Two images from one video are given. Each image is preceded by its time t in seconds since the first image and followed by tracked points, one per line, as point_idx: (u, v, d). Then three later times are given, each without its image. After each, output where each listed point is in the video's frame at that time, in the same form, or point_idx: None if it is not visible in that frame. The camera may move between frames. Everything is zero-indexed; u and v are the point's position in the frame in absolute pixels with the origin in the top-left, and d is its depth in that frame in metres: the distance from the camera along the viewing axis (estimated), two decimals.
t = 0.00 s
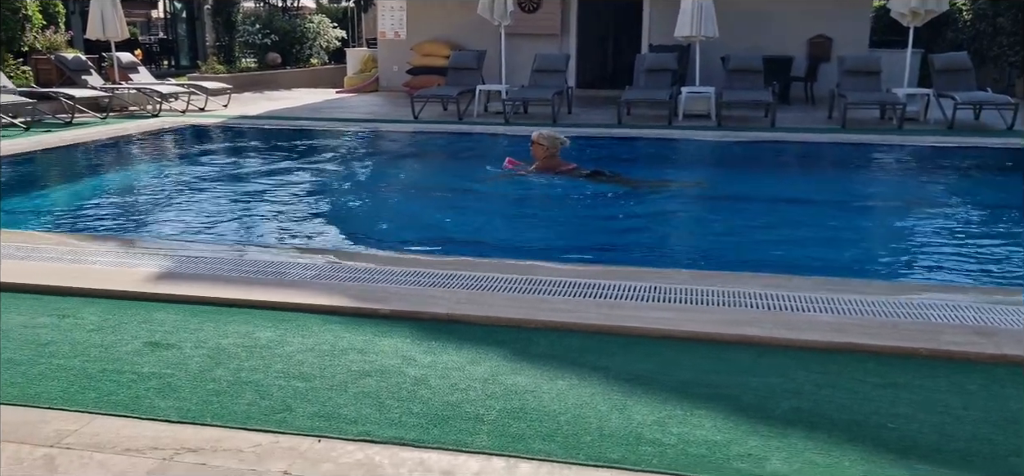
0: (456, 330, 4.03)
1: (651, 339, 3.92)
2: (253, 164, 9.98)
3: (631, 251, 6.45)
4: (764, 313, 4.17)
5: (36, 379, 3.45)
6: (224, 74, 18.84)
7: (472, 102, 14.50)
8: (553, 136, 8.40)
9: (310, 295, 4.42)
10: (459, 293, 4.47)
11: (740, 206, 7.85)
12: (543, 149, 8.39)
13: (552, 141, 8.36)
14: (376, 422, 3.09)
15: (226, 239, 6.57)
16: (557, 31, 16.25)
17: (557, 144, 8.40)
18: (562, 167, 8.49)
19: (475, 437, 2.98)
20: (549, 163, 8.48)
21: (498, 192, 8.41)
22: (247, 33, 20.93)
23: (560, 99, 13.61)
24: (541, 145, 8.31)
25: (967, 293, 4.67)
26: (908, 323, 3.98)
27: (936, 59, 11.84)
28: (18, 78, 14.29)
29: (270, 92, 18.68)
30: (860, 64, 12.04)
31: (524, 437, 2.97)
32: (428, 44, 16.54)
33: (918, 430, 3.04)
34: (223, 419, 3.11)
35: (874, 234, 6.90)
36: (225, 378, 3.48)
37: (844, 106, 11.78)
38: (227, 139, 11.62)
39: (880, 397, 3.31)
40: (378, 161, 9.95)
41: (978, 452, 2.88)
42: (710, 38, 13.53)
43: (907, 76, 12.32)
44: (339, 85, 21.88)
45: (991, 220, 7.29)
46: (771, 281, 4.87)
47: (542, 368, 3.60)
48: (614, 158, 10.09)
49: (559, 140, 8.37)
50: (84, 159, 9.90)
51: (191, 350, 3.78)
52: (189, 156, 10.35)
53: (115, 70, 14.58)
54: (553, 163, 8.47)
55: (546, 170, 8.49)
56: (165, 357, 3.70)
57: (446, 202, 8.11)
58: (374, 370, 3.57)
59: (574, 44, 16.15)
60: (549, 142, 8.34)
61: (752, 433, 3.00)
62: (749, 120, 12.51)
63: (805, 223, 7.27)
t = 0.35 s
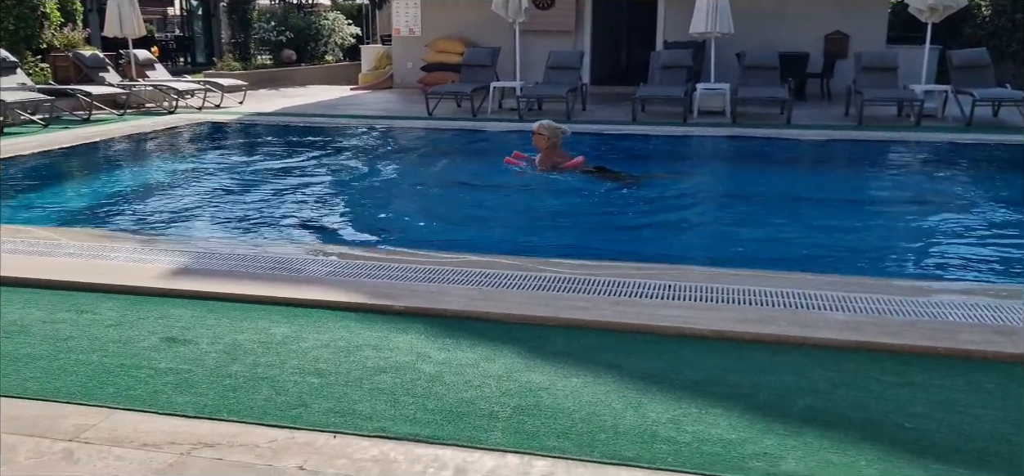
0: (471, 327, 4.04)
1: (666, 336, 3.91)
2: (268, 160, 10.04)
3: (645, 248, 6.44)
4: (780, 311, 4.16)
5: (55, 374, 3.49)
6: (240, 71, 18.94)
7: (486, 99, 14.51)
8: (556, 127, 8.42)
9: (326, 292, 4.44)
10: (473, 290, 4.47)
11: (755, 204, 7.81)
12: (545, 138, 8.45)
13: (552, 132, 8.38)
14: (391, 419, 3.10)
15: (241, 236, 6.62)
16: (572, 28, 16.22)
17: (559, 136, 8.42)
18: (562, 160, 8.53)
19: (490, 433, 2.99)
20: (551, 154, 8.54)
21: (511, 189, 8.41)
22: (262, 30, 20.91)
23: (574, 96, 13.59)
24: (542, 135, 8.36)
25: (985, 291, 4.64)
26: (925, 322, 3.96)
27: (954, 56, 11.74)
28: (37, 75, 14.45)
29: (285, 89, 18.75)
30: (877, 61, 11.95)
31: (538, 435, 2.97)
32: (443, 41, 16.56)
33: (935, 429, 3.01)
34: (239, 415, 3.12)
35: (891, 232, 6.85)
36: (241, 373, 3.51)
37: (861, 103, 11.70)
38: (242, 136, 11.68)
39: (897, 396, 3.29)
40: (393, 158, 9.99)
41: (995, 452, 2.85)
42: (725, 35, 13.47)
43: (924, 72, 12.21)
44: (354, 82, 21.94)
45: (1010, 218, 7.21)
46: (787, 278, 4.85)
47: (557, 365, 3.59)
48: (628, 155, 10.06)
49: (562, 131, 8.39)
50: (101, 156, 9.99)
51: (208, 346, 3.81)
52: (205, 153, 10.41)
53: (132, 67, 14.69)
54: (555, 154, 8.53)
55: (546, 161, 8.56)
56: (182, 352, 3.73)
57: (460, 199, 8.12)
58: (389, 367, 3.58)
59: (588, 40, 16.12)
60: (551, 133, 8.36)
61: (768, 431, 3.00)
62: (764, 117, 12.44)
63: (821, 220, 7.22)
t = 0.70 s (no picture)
0: (486, 323, 4.04)
1: (681, 332, 3.90)
2: (284, 156, 10.08)
3: (661, 244, 6.42)
4: (796, 307, 4.13)
5: (75, 367, 3.52)
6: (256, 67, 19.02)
7: (501, 94, 14.50)
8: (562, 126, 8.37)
9: (341, 287, 4.45)
10: (488, 286, 4.47)
11: (771, 200, 7.77)
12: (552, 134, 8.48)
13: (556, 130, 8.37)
14: (406, 413, 3.11)
15: (258, 231, 6.65)
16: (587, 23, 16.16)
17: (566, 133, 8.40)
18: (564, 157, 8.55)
19: (505, 429, 2.99)
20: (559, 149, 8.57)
21: (526, 184, 8.39)
22: (278, 26, 21.17)
23: (590, 91, 13.56)
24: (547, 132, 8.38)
25: (1004, 289, 4.58)
26: (944, 319, 3.92)
27: (973, 51, 11.62)
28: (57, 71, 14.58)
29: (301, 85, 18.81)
30: (895, 56, 11.84)
31: (553, 430, 2.97)
32: (458, 37, 16.55)
33: (954, 427, 2.99)
34: (256, 409, 3.15)
35: (909, 228, 6.79)
36: (258, 367, 3.53)
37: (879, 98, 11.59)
38: (258, 131, 11.73)
39: (915, 394, 3.26)
40: (408, 154, 9.99)
41: (1015, 450, 2.82)
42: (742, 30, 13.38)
43: (943, 67, 12.09)
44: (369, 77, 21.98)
45: None
46: (803, 275, 4.82)
47: (572, 361, 3.59)
48: (644, 151, 10.03)
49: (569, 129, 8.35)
50: (120, 151, 10.07)
51: (225, 340, 3.83)
52: (222, 148, 10.46)
53: (150, 63, 14.78)
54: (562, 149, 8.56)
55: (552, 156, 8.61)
56: (199, 346, 3.76)
57: (475, 194, 8.13)
58: (404, 361, 3.59)
59: (604, 35, 16.06)
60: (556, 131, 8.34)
61: (784, 428, 2.98)
62: (780, 113, 12.35)
63: (838, 217, 7.16)
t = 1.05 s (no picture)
0: (504, 314, 4.04)
1: (699, 324, 3.88)
2: (302, 146, 10.11)
3: (678, 235, 6.39)
4: (815, 299, 4.10)
5: (96, 355, 3.56)
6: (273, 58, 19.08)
7: (517, 85, 14.47)
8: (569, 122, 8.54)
9: (357, 277, 4.46)
10: (505, 277, 4.47)
11: (790, 191, 7.72)
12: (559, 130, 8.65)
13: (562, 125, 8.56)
14: (423, 403, 3.12)
15: (276, 221, 6.67)
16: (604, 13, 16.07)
17: (574, 128, 8.59)
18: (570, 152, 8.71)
19: (521, 419, 2.99)
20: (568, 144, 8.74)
21: (543, 174, 8.38)
22: (295, 17, 21.24)
23: (607, 82, 13.50)
24: (556, 128, 8.55)
25: None
26: (965, 312, 3.88)
27: (996, 40, 11.46)
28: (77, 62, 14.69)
29: (319, 76, 18.85)
30: (917, 45, 11.70)
31: (569, 421, 2.97)
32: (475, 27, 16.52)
33: (975, 421, 2.96)
34: (274, 398, 3.16)
35: (929, 220, 6.72)
36: (276, 357, 3.55)
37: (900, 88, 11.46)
38: (276, 122, 11.77)
39: (935, 387, 3.23)
40: (424, 144, 10.00)
41: None
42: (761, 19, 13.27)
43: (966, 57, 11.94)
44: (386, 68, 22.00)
45: None
46: (823, 267, 4.78)
47: (588, 352, 3.58)
48: (661, 142, 9.98)
49: (576, 123, 8.56)
50: (139, 141, 10.15)
51: (243, 330, 3.86)
52: (239, 139, 10.51)
53: (169, 54, 14.86)
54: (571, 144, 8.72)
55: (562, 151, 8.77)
56: (217, 335, 3.78)
57: (492, 185, 8.13)
58: (421, 352, 3.60)
59: (621, 25, 15.98)
60: (565, 126, 8.53)
61: (802, 421, 2.96)
62: (799, 104, 12.25)
63: (857, 208, 7.10)
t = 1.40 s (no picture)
0: (518, 310, 4.04)
1: (714, 320, 3.87)
2: (316, 142, 10.14)
3: (693, 231, 6.37)
4: (831, 296, 4.08)
5: (114, 349, 3.59)
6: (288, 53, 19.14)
7: (531, 80, 14.45)
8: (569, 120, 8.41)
9: (372, 272, 4.47)
10: (519, 273, 4.47)
11: (805, 187, 7.67)
12: (561, 126, 8.52)
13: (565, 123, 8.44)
14: (437, 399, 3.13)
15: (293, 217, 6.69)
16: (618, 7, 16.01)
17: (575, 124, 8.46)
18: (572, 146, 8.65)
19: (536, 415, 2.99)
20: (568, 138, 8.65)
21: (557, 169, 8.36)
22: (309, 13, 21.06)
23: (621, 77, 13.46)
24: (557, 124, 8.43)
25: None
26: (983, 309, 3.85)
27: (1015, 34, 11.34)
28: (93, 58, 14.79)
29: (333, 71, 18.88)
30: (935, 39, 11.59)
31: (584, 417, 2.97)
32: (489, 22, 16.50)
33: (992, 418, 2.93)
34: (290, 392, 3.18)
35: (946, 216, 6.66)
36: (291, 352, 3.56)
37: (917, 83, 11.36)
38: (290, 117, 11.80)
39: (952, 385, 3.21)
40: (438, 140, 10.00)
41: None
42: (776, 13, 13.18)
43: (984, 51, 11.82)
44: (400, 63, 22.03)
45: None
46: (839, 263, 4.76)
47: (603, 349, 3.58)
48: (675, 137, 9.94)
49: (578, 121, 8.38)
50: (155, 137, 10.21)
51: (258, 324, 3.88)
52: (254, 135, 10.54)
53: (184, 50, 14.94)
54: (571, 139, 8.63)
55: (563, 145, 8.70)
56: (233, 330, 3.80)
57: (506, 180, 8.12)
58: (435, 347, 3.61)
59: (635, 19, 15.91)
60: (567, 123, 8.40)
61: (818, 418, 2.95)
62: (815, 98, 12.16)
63: (874, 204, 7.05)
